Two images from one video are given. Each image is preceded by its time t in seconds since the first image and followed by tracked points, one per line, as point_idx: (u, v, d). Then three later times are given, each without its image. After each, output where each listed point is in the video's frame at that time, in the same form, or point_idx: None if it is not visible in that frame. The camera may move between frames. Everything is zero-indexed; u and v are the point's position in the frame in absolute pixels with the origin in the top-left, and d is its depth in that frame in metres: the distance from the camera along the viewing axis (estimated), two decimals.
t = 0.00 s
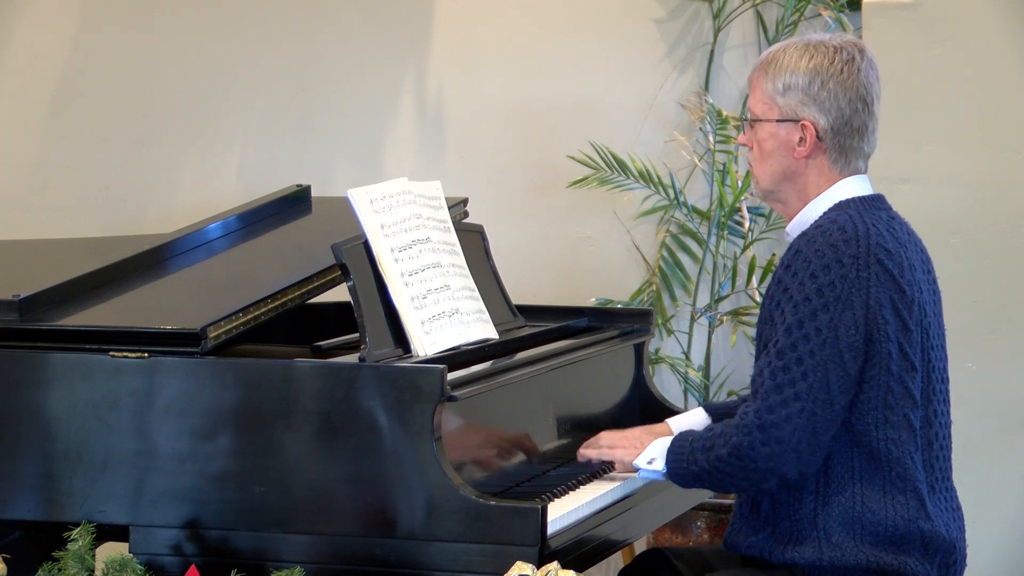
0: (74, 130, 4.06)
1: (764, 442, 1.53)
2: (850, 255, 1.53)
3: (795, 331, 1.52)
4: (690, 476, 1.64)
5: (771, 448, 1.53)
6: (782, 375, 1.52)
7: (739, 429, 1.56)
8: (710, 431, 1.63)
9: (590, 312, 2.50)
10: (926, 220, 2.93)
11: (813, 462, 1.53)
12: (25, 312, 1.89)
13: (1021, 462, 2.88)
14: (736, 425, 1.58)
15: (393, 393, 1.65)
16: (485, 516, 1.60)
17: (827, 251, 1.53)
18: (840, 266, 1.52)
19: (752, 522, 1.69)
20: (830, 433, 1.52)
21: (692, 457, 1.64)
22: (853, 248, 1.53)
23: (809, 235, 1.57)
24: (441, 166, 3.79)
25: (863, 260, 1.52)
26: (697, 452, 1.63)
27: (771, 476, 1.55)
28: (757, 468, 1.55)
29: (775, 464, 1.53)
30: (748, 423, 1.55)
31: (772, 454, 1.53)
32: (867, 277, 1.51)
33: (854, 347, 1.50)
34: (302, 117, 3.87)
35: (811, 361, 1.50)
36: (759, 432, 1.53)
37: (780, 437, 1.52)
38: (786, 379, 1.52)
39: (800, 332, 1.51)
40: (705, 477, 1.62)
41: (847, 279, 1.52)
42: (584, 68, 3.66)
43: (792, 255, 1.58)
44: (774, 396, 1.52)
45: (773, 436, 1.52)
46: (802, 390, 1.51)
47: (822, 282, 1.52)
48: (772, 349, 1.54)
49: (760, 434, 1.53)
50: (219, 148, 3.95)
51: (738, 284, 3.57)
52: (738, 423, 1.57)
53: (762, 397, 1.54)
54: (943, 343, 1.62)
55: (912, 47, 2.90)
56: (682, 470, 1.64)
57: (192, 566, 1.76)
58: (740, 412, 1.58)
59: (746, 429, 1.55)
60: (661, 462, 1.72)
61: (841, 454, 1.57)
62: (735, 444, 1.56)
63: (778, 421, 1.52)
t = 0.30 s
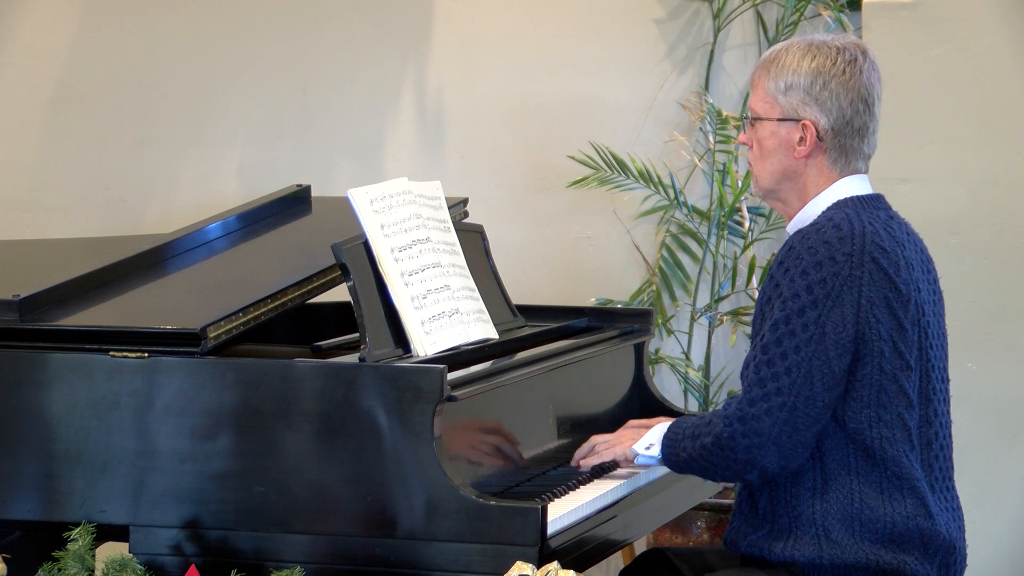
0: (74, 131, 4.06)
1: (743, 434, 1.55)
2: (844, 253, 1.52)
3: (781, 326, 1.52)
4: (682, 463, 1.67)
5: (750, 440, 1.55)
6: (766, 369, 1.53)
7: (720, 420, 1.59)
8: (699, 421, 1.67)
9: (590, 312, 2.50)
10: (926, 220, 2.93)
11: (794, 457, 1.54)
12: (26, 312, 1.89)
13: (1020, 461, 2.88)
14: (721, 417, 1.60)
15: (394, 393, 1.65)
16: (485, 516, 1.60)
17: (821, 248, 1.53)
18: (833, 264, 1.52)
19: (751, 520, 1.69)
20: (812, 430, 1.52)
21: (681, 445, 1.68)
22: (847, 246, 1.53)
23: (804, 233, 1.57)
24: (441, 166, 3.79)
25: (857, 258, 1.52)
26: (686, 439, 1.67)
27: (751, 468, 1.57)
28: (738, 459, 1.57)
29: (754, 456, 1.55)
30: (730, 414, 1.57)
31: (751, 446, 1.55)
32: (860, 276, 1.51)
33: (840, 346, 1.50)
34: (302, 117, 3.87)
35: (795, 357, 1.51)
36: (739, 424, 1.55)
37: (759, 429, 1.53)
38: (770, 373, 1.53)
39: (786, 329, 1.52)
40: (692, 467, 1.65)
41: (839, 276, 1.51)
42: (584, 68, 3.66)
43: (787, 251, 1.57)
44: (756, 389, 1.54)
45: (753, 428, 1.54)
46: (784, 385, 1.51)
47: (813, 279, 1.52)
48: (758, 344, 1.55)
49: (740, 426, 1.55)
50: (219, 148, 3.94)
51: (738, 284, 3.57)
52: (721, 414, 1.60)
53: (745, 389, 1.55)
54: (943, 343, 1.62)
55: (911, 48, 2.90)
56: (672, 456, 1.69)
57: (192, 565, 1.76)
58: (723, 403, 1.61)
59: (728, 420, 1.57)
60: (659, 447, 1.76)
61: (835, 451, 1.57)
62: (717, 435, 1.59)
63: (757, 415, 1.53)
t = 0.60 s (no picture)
0: (74, 130, 4.06)
1: (761, 439, 1.53)
2: (847, 253, 1.52)
3: (791, 328, 1.52)
4: (703, 475, 1.66)
5: (768, 445, 1.53)
6: (779, 371, 1.52)
7: (739, 426, 1.57)
8: (720, 428, 1.65)
9: (590, 312, 2.50)
10: (926, 220, 2.93)
11: (812, 459, 1.53)
12: (26, 312, 1.89)
13: (1020, 462, 2.88)
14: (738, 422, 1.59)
15: (393, 393, 1.65)
16: (485, 516, 1.60)
17: (824, 248, 1.53)
18: (836, 264, 1.52)
19: (752, 520, 1.69)
20: (828, 430, 1.51)
21: (701, 454, 1.66)
22: (850, 246, 1.53)
23: (807, 234, 1.57)
24: (440, 166, 3.79)
25: (860, 258, 1.52)
26: (706, 450, 1.66)
27: (772, 475, 1.55)
28: (758, 465, 1.55)
29: (773, 460, 1.53)
30: (747, 421, 1.55)
31: (770, 451, 1.53)
32: (864, 275, 1.51)
33: (849, 345, 1.50)
34: (302, 117, 3.87)
35: (807, 358, 1.50)
36: (756, 429, 1.54)
37: (776, 433, 1.52)
38: (783, 376, 1.51)
39: (796, 330, 1.51)
40: (712, 476, 1.64)
41: (844, 276, 1.51)
42: (584, 67, 3.66)
43: (790, 253, 1.57)
44: (771, 393, 1.52)
45: (770, 433, 1.52)
46: (798, 387, 1.51)
47: (818, 279, 1.52)
48: (769, 346, 1.54)
49: (758, 432, 1.54)
50: (219, 148, 3.94)
51: (738, 284, 3.58)
52: (739, 421, 1.59)
53: (760, 393, 1.54)
54: (943, 343, 1.63)
55: (911, 48, 2.90)
56: (695, 467, 1.67)
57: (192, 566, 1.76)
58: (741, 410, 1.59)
59: (745, 427, 1.55)
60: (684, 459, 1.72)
61: (840, 452, 1.57)
62: (735, 442, 1.57)
63: (773, 418, 1.52)
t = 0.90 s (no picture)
0: (74, 130, 4.06)
1: (759, 437, 1.53)
2: (848, 252, 1.52)
3: (792, 326, 1.52)
4: (678, 473, 1.63)
5: (766, 442, 1.52)
6: (779, 369, 1.52)
7: (734, 424, 1.56)
8: (702, 428, 1.62)
9: (590, 313, 2.50)
10: (926, 220, 2.93)
11: (806, 458, 1.53)
12: (26, 312, 1.89)
13: (1020, 462, 2.87)
14: (730, 421, 1.58)
15: (393, 393, 1.65)
16: (485, 517, 1.60)
17: (825, 246, 1.53)
18: (837, 262, 1.52)
19: (753, 522, 1.69)
20: (825, 429, 1.52)
21: (682, 453, 1.63)
22: (851, 245, 1.53)
23: (808, 232, 1.57)
24: (440, 166, 3.79)
25: (861, 256, 1.52)
26: (688, 448, 1.62)
27: (765, 472, 1.55)
28: (752, 463, 1.54)
29: (769, 458, 1.53)
30: (744, 418, 1.55)
31: (767, 448, 1.52)
32: (865, 274, 1.51)
33: (850, 344, 1.50)
34: (302, 117, 3.87)
35: (806, 357, 1.50)
36: (754, 426, 1.53)
37: (775, 431, 1.52)
38: (782, 374, 1.51)
39: (796, 328, 1.51)
40: (696, 473, 1.61)
41: (845, 275, 1.51)
42: (584, 68, 3.66)
43: (791, 251, 1.57)
44: (770, 391, 1.52)
45: (768, 430, 1.52)
46: (798, 385, 1.50)
47: (819, 278, 1.52)
48: (768, 344, 1.54)
49: (755, 429, 1.53)
50: (219, 148, 3.94)
51: (738, 284, 3.58)
52: (733, 418, 1.57)
53: (759, 391, 1.54)
54: (944, 343, 1.63)
55: (912, 48, 2.90)
56: (669, 468, 1.64)
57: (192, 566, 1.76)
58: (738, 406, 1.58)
59: (742, 423, 1.55)
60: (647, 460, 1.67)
61: (840, 451, 1.56)
62: (730, 439, 1.56)
63: (772, 416, 1.52)
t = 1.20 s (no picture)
0: (73, 131, 4.06)
1: (744, 435, 1.54)
2: (845, 253, 1.52)
3: (782, 326, 1.52)
4: (662, 472, 1.64)
5: (751, 440, 1.54)
6: (767, 369, 1.53)
7: (719, 421, 1.57)
8: (687, 424, 1.63)
9: (590, 313, 2.50)
10: (926, 220, 2.92)
11: (791, 455, 1.55)
12: (26, 312, 1.89)
13: (1020, 462, 2.87)
14: (716, 417, 1.58)
15: (394, 393, 1.65)
16: (485, 517, 1.60)
17: (821, 247, 1.53)
18: (833, 264, 1.52)
19: (753, 521, 1.70)
20: (813, 428, 1.52)
21: (665, 450, 1.64)
22: (848, 245, 1.53)
23: (805, 233, 1.57)
24: (440, 166, 3.79)
25: (858, 258, 1.52)
26: (671, 445, 1.63)
27: (748, 469, 1.56)
28: (737, 460, 1.56)
29: (754, 457, 1.54)
30: (729, 415, 1.56)
31: (753, 446, 1.54)
32: (861, 275, 1.51)
33: (841, 346, 1.50)
34: (302, 117, 3.87)
35: (796, 358, 1.51)
36: (739, 424, 1.54)
37: (760, 429, 1.53)
38: (770, 373, 1.52)
39: (787, 328, 1.52)
40: (680, 470, 1.62)
41: (840, 276, 1.51)
42: (584, 67, 3.66)
43: (789, 251, 1.57)
44: (757, 389, 1.53)
45: (754, 428, 1.53)
46: (785, 385, 1.51)
47: (814, 278, 1.52)
48: (758, 343, 1.55)
49: (741, 426, 1.55)
50: (220, 148, 3.94)
51: (738, 284, 3.58)
52: (719, 415, 1.58)
53: (745, 388, 1.55)
54: (944, 343, 1.63)
55: (912, 48, 2.89)
56: (652, 466, 1.65)
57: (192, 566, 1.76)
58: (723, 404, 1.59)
59: (727, 421, 1.56)
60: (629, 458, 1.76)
61: (835, 451, 1.57)
62: (715, 436, 1.57)
63: (758, 415, 1.53)
